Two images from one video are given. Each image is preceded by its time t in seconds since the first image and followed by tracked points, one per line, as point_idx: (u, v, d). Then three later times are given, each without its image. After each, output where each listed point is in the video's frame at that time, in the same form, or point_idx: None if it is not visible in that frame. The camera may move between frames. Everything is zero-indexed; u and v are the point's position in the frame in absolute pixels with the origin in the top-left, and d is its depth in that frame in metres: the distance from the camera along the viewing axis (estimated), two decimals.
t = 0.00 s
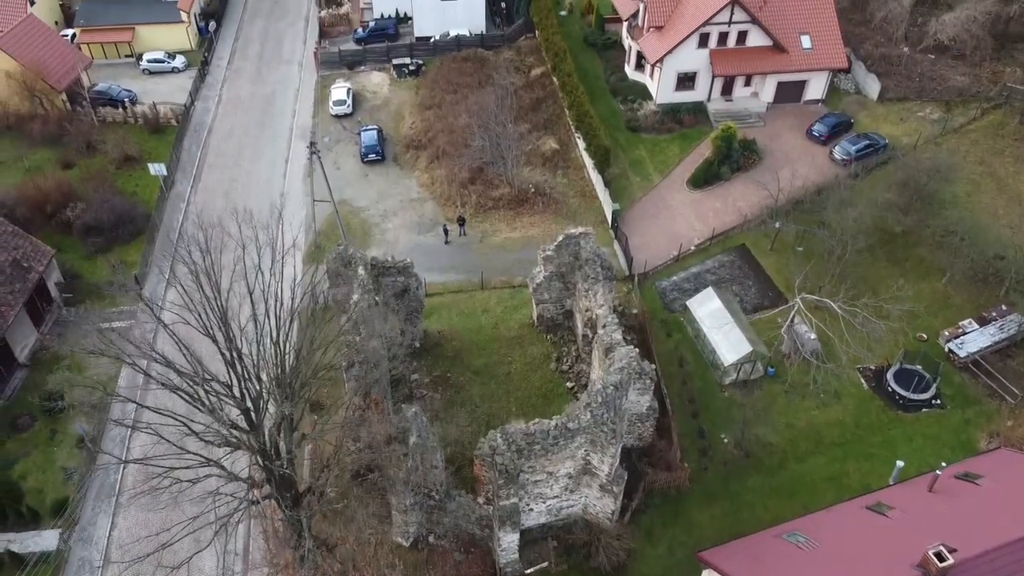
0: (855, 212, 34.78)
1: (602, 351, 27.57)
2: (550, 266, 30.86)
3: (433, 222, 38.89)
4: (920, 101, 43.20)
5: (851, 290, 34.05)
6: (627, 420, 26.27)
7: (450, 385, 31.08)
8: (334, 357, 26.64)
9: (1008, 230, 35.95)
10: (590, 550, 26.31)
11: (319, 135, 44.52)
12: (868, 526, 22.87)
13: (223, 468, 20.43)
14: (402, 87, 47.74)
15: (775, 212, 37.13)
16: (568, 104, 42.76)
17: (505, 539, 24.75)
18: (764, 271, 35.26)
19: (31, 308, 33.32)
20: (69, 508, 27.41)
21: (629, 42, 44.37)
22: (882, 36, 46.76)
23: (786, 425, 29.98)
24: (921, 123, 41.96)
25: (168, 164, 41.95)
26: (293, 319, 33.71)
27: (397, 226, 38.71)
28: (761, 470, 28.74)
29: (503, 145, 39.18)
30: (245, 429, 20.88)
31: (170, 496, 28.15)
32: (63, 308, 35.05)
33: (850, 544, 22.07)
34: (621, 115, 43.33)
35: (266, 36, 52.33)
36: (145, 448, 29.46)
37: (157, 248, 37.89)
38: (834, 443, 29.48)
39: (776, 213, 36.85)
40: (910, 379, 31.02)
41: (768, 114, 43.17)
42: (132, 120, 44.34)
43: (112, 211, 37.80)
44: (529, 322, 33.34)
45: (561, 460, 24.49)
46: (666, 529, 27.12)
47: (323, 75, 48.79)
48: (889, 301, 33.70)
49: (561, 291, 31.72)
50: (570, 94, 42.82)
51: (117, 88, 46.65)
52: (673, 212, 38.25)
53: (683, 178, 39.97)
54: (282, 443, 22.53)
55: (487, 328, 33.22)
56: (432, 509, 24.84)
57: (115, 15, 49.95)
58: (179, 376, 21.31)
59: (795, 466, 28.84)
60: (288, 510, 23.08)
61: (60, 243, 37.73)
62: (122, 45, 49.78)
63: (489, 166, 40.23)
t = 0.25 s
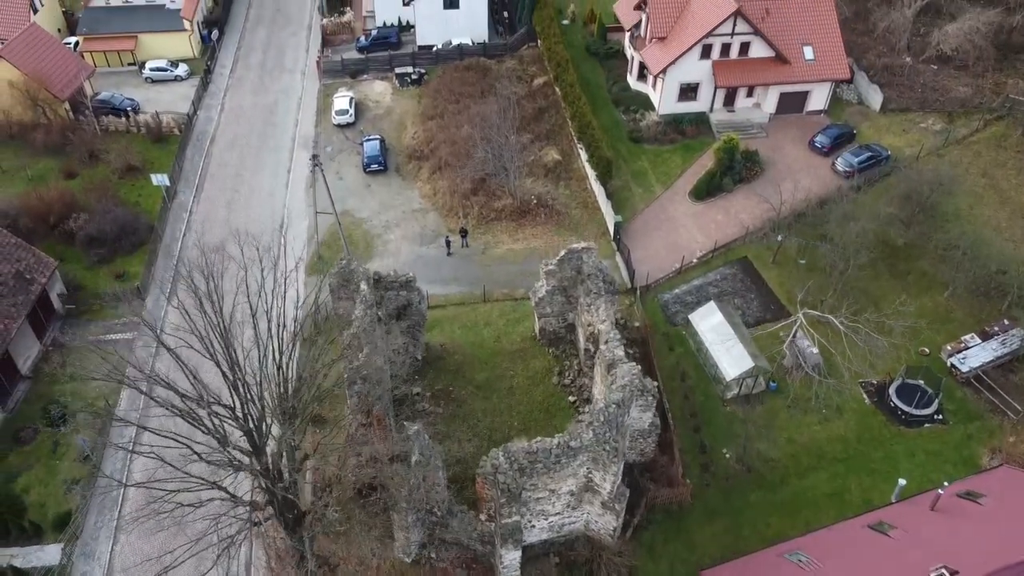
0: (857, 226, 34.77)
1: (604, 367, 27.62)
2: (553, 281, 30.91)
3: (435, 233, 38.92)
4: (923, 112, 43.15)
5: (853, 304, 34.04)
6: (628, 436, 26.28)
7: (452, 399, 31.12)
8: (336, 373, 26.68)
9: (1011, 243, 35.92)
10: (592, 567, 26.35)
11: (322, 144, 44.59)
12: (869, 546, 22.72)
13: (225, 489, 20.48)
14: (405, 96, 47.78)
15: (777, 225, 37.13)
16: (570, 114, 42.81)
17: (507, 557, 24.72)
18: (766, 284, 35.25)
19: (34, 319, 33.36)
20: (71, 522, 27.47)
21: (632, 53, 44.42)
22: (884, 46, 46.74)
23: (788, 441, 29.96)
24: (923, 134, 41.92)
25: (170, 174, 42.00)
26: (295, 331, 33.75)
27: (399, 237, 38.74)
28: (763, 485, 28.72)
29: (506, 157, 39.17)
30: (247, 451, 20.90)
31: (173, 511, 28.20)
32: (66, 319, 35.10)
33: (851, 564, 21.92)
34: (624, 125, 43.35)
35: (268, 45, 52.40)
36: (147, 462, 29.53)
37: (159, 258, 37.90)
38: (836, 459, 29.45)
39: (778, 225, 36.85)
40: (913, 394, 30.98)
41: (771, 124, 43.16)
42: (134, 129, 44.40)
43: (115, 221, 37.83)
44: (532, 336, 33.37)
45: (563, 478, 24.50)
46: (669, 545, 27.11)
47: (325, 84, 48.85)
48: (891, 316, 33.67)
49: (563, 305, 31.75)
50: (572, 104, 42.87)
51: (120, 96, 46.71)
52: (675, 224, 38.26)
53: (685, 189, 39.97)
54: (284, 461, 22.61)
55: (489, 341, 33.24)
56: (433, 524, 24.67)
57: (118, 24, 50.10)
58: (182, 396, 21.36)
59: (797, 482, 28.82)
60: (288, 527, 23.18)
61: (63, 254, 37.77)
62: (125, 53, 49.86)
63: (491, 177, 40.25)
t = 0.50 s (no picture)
0: (860, 237, 34.74)
1: (606, 380, 27.63)
2: (554, 292, 30.92)
3: (437, 242, 38.92)
4: (925, 121, 43.09)
5: (855, 316, 34.01)
6: (630, 450, 26.28)
7: (453, 411, 31.12)
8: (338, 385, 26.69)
9: (1013, 255, 35.86)
10: None
11: (324, 152, 44.62)
12: (871, 562, 22.62)
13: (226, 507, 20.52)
14: (407, 104, 47.79)
15: (779, 235, 37.11)
16: (572, 123, 42.82)
17: (508, 572, 24.90)
18: (768, 295, 35.22)
19: (36, 330, 33.41)
20: (74, 536, 27.52)
21: (634, 61, 44.42)
22: (887, 55, 46.70)
23: (790, 453, 29.91)
24: (926, 143, 41.86)
25: (173, 183, 42.03)
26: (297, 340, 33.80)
27: (401, 247, 38.75)
28: (764, 499, 28.68)
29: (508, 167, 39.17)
30: (249, 468, 20.93)
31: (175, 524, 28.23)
32: (68, 330, 35.19)
33: None
34: (626, 134, 43.34)
35: (270, 52, 52.43)
36: (149, 474, 29.58)
37: (161, 267, 37.92)
38: (838, 472, 29.39)
39: (780, 236, 36.80)
40: (915, 407, 30.91)
41: (773, 133, 43.14)
42: (137, 136, 44.45)
43: (117, 230, 37.85)
44: (533, 347, 33.36)
45: (565, 493, 24.49)
46: (670, 559, 27.07)
47: (327, 91, 48.88)
48: (894, 327, 33.62)
49: (565, 317, 31.73)
50: (574, 113, 42.88)
51: (123, 103, 46.76)
52: (677, 234, 38.25)
53: (687, 199, 39.93)
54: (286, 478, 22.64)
55: (491, 352, 33.22)
56: (436, 537, 24.49)
57: (121, 31, 50.17)
58: (184, 413, 21.38)
59: (799, 495, 28.78)
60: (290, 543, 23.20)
61: (65, 263, 37.83)
62: (127, 60, 49.94)
63: (493, 187, 40.25)
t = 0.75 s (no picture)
0: (863, 250, 34.72)
1: (609, 395, 27.65)
2: (557, 306, 30.93)
3: (439, 253, 38.93)
4: (928, 131, 43.03)
5: (858, 329, 33.98)
6: (632, 466, 26.29)
7: (456, 424, 31.11)
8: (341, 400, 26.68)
9: (1017, 268, 35.81)
10: None
11: (326, 161, 44.64)
12: None
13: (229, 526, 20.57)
14: (409, 112, 47.80)
15: (781, 247, 37.09)
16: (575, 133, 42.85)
17: None
18: (771, 307, 35.19)
19: (39, 341, 33.48)
20: (76, 549, 27.53)
21: (637, 71, 44.43)
22: (890, 64, 46.68)
23: (792, 468, 29.87)
24: (929, 154, 41.82)
25: (176, 192, 42.02)
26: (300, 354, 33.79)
27: (404, 257, 38.75)
28: (766, 514, 28.66)
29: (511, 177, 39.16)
30: (252, 488, 20.97)
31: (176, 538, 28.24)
32: (71, 340, 35.23)
33: None
34: (628, 144, 43.34)
35: (273, 59, 52.44)
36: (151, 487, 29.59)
37: (164, 277, 37.93)
38: (840, 487, 29.35)
39: (783, 248, 36.76)
40: (918, 421, 30.85)
41: (776, 143, 43.10)
42: (140, 144, 44.50)
43: (120, 240, 37.90)
44: (536, 359, 33.35)
45: (567, 510, 24.48)
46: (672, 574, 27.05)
47: (330, 99, 48.90)
48: (897, 341, 33.56)
49: (568, 330, 31.72)
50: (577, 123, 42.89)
51: (126, 112, 46.81)
52: (679, 245, 38.24)
53: (689, 209, 39.92)
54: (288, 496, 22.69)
55: (494, 365, 33.20)
56: (438, 553, 23.98)
57: (124, 38, 50.23)
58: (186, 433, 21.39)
59: (801, 510, 28.74)
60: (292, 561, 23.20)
61: (69, 273, 37.89)
62: (130, 68, 49.97)
63: (496, 197, 40.25)
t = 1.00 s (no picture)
0: (865, 261, 34.67)
1: (610, 409, 27.66)
2: (559, 318, 30.91)
3: (441, 262, 38.92)
4: (930, 140, 42.97)
5: (860, 340, 33.95)
6: (634, 481, 26.31)
7: (457, 435, 31.07)
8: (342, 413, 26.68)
9: (1019, 279, 35.75)
10: None
11: (328, 169, 44.64)
12: None
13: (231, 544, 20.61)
14: (411, 119, 47.80)
15: (783, 257, 37.03)
16: (576, 142, 42.85)
17: None
18: (772, 318, 35.15)
19: (41, 351, 33.51)
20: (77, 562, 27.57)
21: (639, 79, 44.41)
22: (892, 72, 46.64)
23: (793, 481, 29.79)
24: (931, 163, 41.77)
25: (178, 200, 42.03)
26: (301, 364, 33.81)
27: (405, 266, 38.74)
28: (767, 527, 28.61)
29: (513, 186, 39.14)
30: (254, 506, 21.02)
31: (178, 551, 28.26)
32: (73, 349, 35.28)
33: None
34: (630, 152, 43.30)
35: (275, 65, 52.44)
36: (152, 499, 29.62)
37: (166, 286, 37.94)
38: (842, 500, 29.27)
39: (785, 259, 36.72)
40: (920, 434, 30.77)
41: (778, 152, 43.07)
42: (142, 152, 44.51)
43: (122, 249, 37.91)
44: (537, 370, 33.32)
45: (568, 524, 24.44)
46: None
47: (332, 106, 48.90)
48: (898, 352, 33.49)
49: (570, 341, 31.70)
50: (579, 131, 42.88)
51: (127, 119, 46.84)
52: (681, 255, 38.20)
53: (691, 219, 39.87)
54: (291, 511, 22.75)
55: (495, 376, 33.19)
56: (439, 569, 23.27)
57: (126, 45, 50.27)
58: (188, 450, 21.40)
59: (802, 524, 28.68)
60: None
61: (71, 282, 37.93)
62: (132, 74, 49.99)
63: (497, 206, 40.25)
